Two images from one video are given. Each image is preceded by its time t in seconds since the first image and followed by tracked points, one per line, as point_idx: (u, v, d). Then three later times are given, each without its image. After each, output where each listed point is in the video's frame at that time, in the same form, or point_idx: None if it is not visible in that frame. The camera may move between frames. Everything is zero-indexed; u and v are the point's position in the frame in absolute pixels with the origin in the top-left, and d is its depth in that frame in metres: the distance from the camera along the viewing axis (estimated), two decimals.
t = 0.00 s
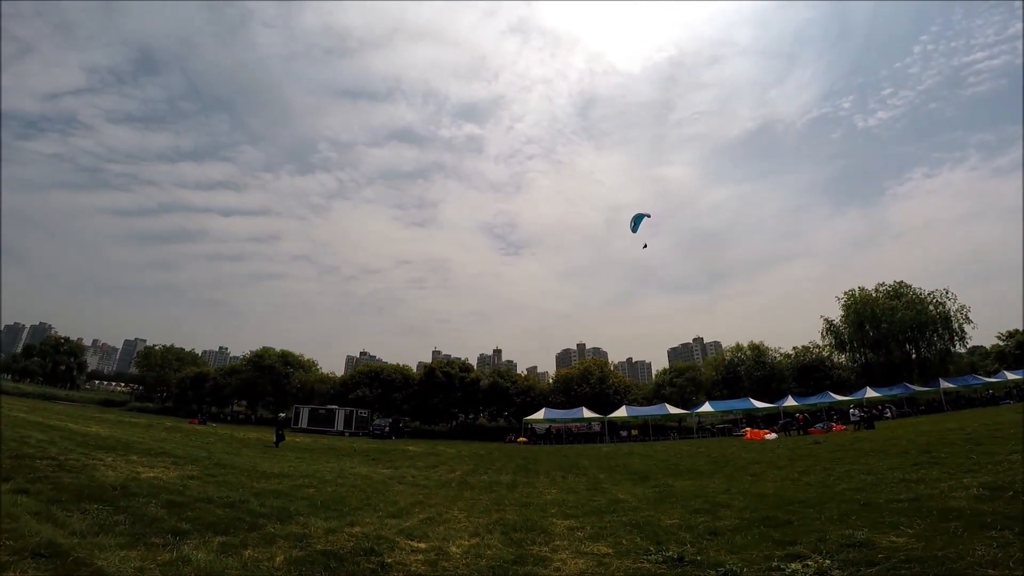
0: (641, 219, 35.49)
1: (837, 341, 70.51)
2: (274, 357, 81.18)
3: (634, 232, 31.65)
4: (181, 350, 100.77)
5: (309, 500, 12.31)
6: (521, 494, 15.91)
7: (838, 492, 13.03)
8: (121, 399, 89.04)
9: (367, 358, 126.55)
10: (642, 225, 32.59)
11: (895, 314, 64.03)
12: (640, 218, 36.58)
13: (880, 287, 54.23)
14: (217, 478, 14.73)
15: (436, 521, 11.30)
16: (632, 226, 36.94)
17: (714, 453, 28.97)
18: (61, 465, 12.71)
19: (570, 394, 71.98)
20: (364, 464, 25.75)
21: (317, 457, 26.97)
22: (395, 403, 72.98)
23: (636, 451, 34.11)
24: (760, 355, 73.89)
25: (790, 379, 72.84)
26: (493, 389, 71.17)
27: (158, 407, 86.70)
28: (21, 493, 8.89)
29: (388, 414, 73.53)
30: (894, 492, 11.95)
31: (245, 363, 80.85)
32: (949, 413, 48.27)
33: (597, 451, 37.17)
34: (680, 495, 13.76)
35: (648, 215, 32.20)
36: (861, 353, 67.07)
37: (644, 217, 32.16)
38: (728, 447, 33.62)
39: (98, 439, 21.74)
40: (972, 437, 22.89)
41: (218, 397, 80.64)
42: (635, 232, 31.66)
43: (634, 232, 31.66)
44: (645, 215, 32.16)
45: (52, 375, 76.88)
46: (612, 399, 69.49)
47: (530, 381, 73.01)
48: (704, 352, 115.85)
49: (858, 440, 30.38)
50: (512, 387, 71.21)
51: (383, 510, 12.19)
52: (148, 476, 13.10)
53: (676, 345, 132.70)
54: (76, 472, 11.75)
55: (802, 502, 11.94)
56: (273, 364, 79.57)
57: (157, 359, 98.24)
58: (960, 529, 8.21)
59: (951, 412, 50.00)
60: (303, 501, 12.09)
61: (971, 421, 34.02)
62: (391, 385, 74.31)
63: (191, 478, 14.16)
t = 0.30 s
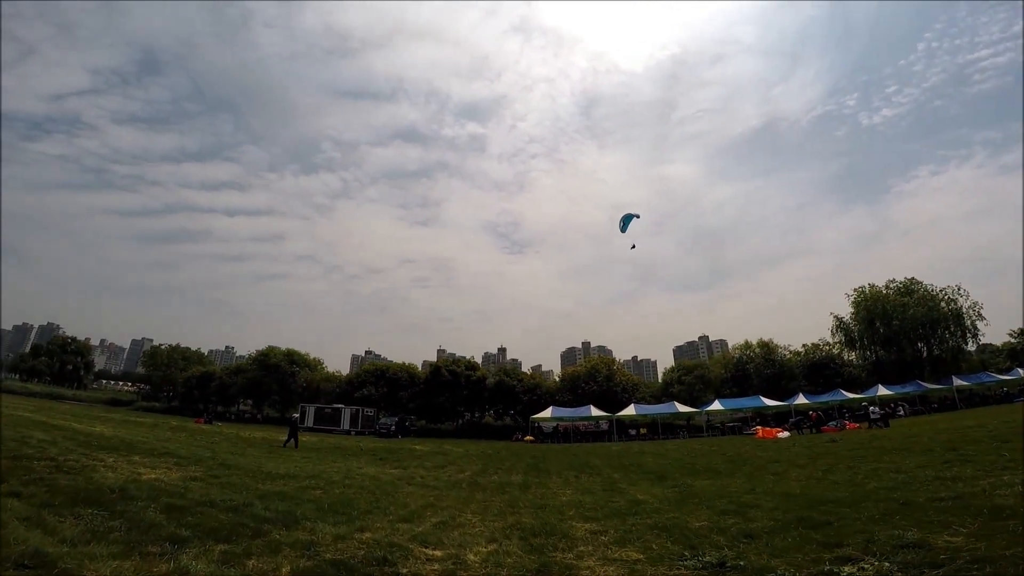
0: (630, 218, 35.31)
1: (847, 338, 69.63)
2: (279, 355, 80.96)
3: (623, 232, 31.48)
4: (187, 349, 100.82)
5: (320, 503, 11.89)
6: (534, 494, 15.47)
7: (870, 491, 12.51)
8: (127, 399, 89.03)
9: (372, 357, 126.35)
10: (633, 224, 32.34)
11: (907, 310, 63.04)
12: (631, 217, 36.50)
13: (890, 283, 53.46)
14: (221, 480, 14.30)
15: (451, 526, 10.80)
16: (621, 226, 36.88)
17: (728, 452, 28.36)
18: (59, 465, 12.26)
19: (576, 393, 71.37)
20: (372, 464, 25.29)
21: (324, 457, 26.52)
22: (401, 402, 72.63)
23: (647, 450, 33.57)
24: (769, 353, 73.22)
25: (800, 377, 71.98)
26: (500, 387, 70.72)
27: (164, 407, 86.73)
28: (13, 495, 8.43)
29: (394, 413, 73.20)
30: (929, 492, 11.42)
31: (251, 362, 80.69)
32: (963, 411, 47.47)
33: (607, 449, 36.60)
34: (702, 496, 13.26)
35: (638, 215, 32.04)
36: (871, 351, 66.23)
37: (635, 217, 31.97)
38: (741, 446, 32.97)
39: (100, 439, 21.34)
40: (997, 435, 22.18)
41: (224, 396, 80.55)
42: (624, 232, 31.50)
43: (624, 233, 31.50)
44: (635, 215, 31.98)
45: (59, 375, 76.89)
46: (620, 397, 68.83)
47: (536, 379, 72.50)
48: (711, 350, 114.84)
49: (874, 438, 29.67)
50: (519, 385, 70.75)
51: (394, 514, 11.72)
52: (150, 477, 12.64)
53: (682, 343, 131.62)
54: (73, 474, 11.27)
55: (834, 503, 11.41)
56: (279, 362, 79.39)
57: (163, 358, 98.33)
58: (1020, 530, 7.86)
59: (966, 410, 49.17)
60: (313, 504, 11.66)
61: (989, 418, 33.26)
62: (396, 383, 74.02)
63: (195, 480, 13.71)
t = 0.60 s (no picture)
0: (629, 212, 34.71)
1: (868, 330, 68.37)
2: (295, 351, 81.44)
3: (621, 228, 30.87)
4: (204, 346, 101.98)
5: (338, 501, 11.53)
6: (557, 490, 15.06)
7: (915, 485, 11.88)
8: (147, 396, 90.23)
9: (387, 352, 126.73)
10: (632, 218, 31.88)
11: (931, 301, 61.40)
12: (628, 211, 36.15)
13: (915, 273, 52.01)
14: (237, 477, 14.02)
15: (475, 525, 10.38)
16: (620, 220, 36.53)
17: (751, 446, 27.63)
18: (72, 462, 12.02)
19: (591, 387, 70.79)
20: (388, 459, 25.01)
21: (341, 453, 26.34)
22: (416, 397, 72.65)
23: (667, 445, 32.94)
24: (789, 345, 71.91)
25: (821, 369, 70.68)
26: (514, 381, 70.39)
27: (183, 403, 87.88)
28: (22, 494, 8.10)
29: (408, 408, 73.25)
30: (980, 486, 10.80)
31: (267, 358, 81.30)
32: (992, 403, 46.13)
33: (625, 444, 36.00)
34: (734, 492, 12.79)
35: (636, 213, 31.49)
36: (894, 344, 64.60)
37: (631, 216, 31.41)
38: (764, 440, 32.21)
39: (118, 436, 21.30)
40: None
41: (241, 392, 81.35)
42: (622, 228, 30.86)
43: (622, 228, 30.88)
44: (632, 214, 31.41)
45: (81, 373, 78.12)
46: (636, 391, 68.05)
47: (551, 373, 72.00)
48: (726, 343, 113.23)
49: (903, 431, 28.73)
50: (533, 379, 70.35)
51: (415, 512, 11.33)
52: (166, 475, 12.37)
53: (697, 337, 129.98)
54: (85, 471, 10.99)
55: (877, 498, 10.84)
56: (294, 358, 79.89)
57: (182, 355, 99.65)
58: None
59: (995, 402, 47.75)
60: (331, 502, 11.30)
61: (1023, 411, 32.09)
62: (411, 378, 74.10)
63: (211, 477, 13.44)
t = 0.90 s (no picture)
0: (630, 209, 33.88)
1: (897, 325, 66.91)
2: (314, 351, 81.98)
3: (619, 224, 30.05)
4: (226, 348, 103.30)
5: (359, 508, 11.15)
6: (585, 492, 14.48)
7: (972, 483, 11.11)
8: (170, 397, 91.55)
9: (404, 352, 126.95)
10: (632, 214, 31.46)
11: (961, 293, 58.95)
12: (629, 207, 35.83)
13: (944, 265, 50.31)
14: (258, 481, 13.76)
15: (502, 531, 9.89)
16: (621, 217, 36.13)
17: (780, 445, 26.74)
18: (91, 465, 11.83)
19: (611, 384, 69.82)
20: (408, 460, 24.65)
21: (362, 454, 26.12)
22: (434, 396, 72.46)
23: (692, 444, 32.04)
24: (814, 340, 70.28)
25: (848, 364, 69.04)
26: (532, 379, 69.79)
27: (206, 404, 89.10)
28: (35, 502, 7.77)
29: (427, 407, 73.16)
30: None
31: (287, 359, 81.98)
32: None
33: (648, 442, 35.24)
34: (775, 495, 12.30)
35: (633, 206, 30.71)
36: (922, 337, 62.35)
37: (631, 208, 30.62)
38: (792, 438, 31.22)
39: (140, 438, 21.24)
40: None
41: (263, 392, 82.18)
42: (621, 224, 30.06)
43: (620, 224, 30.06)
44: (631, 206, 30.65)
45: (108, 375, 79.55)
46: (656, 388, 66.99)
47: (569, 371, 71.25)
48: (746, 339, 111.12)
49: (941, 428, 27.57)
50: (551, 377, 69.66)
51: (439, 518, 10.91)
52: (186, 479, 12.12)
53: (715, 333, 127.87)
54: (103, 475, 10.75)
55: (935, 498, 10.11)
56: (314, 358, 80.41)
57: (204, 357, 101.13)
58: None
59: None
60: (351, 509, 10.90)
61: None
62: (429, 377, 74.12)
63: (231, 480, 13.18)
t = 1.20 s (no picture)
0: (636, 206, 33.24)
1: (934, 316, 64.32)
2: (339, 352, 82.75)
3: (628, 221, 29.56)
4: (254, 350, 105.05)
5: (389, 513, 10.86)
6: (622, 490, 14.06)
7: None
8: (200, 399, 93.39)
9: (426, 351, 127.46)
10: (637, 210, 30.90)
11: (999, 281, 55.54)
12: (635, 203, 35.41)
13: (984, 252, 48.01)
14: (285, 482, 13.58)
15: (538, 534, 9.44)
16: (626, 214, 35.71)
17: (819, 441, 25.74)
18: (120, 466, 11.71)
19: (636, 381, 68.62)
20: (436, 460, 24.40)
21: (390, 453, 26.00)
22: (457, 395, 72.41)
23: (724, 441, 31.13)
24: (847, 333, 68.05)
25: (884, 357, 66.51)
26: (555, 376, 69.12)
27: (236, 406, 90.72)
28: (60, 507, 7.53)
29: (450, 405, 73.14)
30: None
31: (313, 359, 82.94)
32: None
33: (678, 440, 34.41)
34: (825, 496, 11.70)
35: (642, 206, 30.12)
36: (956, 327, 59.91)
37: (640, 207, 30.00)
38: (829, 433, 30.08)
39: (170, 439, 21.36)
40: None
41: (290, 393, 83.38)
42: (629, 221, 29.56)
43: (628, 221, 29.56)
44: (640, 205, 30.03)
45: (141, 378, 81.43)
46: (684, 384, 65.67)
47: (593, 367, 70.33)
48: (773, 334, 108.38)
49: (989, 421, 26.20)
50: (575, 374, 68.91)
51: (472, 521, 10.56)
52: (215, 481, 11.96)
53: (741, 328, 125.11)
54: (131, 477, 10.58)
55: (1008, 492, 9.41)
56: (339, 359, 81.20)
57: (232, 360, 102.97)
58: None
59: None
60: (380, 514, 10.60)
61: None
62: (452, 376, 74.18)
63: (260, 483, 13.00)
